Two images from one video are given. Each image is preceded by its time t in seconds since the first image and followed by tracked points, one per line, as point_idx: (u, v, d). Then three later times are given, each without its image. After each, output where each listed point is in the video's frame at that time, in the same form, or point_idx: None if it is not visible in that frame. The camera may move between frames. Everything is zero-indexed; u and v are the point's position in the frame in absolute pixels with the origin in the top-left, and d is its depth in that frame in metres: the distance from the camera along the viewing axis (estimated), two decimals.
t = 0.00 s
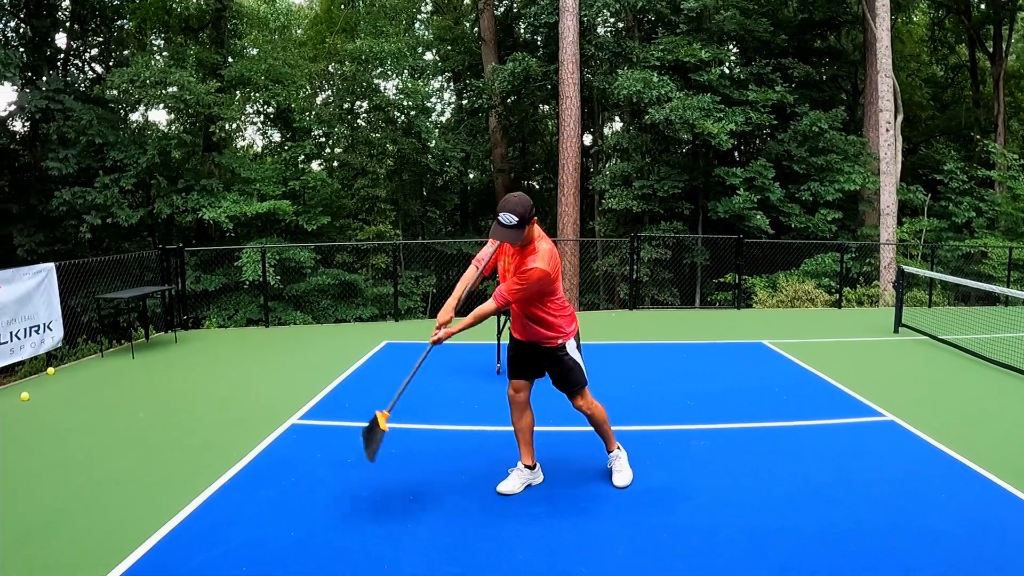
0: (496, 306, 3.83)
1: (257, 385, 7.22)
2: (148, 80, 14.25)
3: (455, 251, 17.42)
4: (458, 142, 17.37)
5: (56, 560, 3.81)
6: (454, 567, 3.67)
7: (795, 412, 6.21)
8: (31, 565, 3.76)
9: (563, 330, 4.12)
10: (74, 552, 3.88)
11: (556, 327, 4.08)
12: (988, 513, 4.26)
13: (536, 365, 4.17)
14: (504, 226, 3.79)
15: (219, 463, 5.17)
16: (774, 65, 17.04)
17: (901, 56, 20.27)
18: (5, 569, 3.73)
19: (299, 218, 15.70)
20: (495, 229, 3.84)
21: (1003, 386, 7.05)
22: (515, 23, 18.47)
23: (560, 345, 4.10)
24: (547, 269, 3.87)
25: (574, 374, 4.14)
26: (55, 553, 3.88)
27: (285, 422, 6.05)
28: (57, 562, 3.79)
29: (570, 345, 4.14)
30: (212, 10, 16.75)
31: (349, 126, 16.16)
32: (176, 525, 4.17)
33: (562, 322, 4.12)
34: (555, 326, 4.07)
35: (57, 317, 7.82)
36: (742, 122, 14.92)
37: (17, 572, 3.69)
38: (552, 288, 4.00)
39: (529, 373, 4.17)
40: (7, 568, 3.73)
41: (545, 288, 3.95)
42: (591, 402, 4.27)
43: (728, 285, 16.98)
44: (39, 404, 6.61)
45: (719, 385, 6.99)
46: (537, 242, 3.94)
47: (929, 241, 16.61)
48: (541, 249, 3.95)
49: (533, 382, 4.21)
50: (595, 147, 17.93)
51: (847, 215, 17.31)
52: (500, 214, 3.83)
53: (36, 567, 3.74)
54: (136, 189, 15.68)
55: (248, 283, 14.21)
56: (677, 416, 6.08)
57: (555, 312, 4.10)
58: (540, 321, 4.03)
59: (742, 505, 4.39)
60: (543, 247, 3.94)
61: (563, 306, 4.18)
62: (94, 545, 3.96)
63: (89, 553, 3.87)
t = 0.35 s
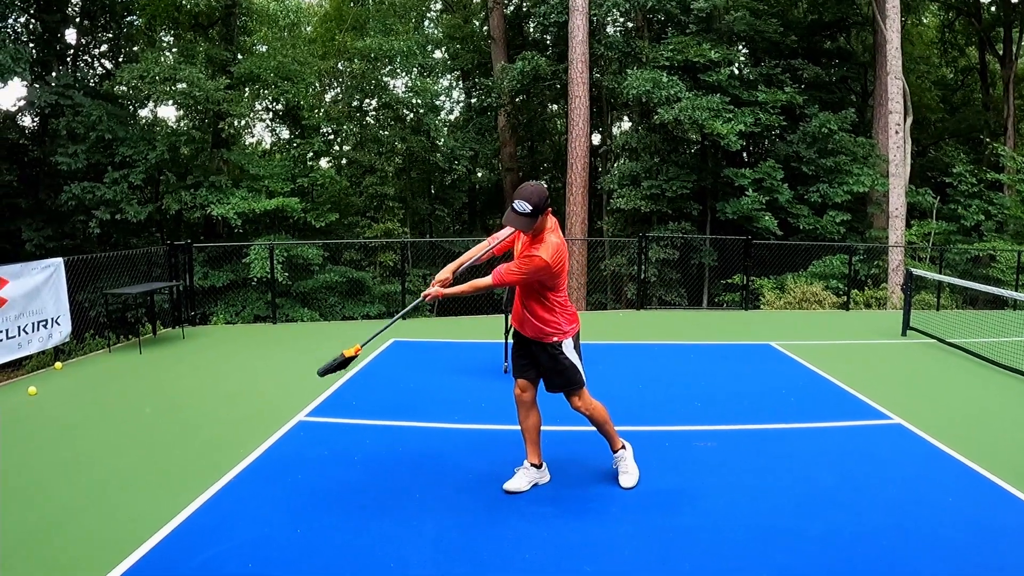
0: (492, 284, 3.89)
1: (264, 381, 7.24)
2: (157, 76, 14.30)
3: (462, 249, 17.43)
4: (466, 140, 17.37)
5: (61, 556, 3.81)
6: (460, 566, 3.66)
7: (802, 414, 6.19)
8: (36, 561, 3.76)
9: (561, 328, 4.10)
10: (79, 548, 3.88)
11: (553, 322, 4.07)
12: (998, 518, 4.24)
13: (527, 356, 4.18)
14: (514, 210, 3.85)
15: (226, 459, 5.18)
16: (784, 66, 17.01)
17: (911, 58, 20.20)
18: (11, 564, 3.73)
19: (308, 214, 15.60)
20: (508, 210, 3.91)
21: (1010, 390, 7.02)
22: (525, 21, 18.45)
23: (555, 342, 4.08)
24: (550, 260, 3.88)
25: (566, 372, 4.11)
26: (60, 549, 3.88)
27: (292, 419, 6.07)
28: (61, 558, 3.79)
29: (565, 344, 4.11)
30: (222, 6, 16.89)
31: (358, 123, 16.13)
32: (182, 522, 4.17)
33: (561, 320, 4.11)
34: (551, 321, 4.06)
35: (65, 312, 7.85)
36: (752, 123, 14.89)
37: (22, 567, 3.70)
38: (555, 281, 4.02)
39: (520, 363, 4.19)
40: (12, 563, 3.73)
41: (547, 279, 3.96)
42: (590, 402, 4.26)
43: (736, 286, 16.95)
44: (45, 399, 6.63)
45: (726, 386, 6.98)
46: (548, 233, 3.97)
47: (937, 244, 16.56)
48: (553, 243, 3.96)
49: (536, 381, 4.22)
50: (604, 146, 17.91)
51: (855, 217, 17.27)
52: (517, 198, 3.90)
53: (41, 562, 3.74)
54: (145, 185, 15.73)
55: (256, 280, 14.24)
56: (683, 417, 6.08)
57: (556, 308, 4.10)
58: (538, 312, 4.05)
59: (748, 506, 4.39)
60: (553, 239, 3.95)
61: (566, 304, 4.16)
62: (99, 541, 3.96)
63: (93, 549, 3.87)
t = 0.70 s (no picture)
0: (527, 293, 3.80)
1: (256, 378, 7.23)
2: (147, 72, 14.24)
3: (454, 245, 17.44)
4: (457, 136, 17.35)
5: (53, 554, 3.80)
6: (453, 562, 3.66)
7: (792, 407, 6.22)
8: (30, 559, 3.75)
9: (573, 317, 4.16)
10: (73, 546, 3.88)
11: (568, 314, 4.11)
12: (988, 510, 4.27)
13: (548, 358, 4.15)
14: (522, 209, 3.77)
15: (218, 455, 5.17)
16: (774, 61, 17.08)
17: (902, 53, 20.26)
18: (5, 562, 3.72)
19: (299, 211, 15.54)
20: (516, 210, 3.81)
21: (999, 382, 7.07)
22: (515, 16, 18.45)
23: (570, 334, 4.11)
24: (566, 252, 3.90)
25: (579, 366, 4.11)
26: (53, 547, 3.87)
27: (284, 414, 6.08)
28: (53, 555, 3.78)
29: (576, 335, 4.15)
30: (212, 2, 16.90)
31: (349, 119, 16.04)
32: (176, 518, 4.17)
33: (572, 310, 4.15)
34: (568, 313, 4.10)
35: (55, 310, 7.81)
36: (743, 118, 14.93)
37: (17, 564, 3.70)
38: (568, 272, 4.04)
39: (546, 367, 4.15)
40: (6, 561, 3.73)
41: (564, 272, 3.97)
42: (595, 393, 4.25)
43: (727, 280, 16.99)
44: (36, 398, 6.59)
45: (718, 380, 7.00)
46: (552, 225, 3.94)
47: (928, 237, 16.64)
48: (558, 231, 3.94)
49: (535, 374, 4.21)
50: (595, 141, 17.93)
51: (846, 211, 17.33)
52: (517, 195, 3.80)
53: (35, 560, 3.74)
54: (135, 182, 15.66)
55: (247, 276, 14.21)
56: (674, 411, 6.09)
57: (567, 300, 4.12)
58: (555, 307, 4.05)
59: (740, 500, 4.40)
60: (560, 229, 3.93)
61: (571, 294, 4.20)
62: (92, 539, 3.95)
63: (88, 547, 3.86)
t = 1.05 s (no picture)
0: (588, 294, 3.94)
1: (253, 383, 7.25)
2: (136, 80, 14.23)
3: (447, 246, 17.45)
4: (449, 137, 17.34)
5: (52, 561, 3.81)
6: (451, 562, 3.67)
7: (789, 401, 6.23)
8: (31, 566, 3.77)
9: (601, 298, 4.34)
10: (74, 552, 3.89)
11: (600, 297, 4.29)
12: (986, 501, 4.28)
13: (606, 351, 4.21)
14: (543, 223, 3.79)
15: (215, 461, 5.19)
16: (764, 56, 17.11)
17: (891, 45, 20.30)
18: (6, 570, 3.74)
19: (291, 215, 15.58)
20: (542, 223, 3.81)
21: (995, 373, 7.08)
22: (504, 17, 18.45)
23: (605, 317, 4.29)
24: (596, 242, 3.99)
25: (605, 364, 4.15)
26: (54, 553, 3.89)
27: (281, 418, 6.08)
28: (53, 562, 3.79)
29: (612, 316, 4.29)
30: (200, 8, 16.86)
31: (339, 123, 16.16)
32: (175, 523, 4.19)
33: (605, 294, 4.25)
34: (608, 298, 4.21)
35: (50, 320, 7.80)
36: (734, 114, 14.95)
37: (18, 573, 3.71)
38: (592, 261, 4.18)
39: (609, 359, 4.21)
40: (8, 569, 3.74)
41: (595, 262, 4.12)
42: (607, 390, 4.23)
43: (721, 276, 17.01)
44: (32, 407, 6.60)
45: (714, 376, 7.00)
46: (569, 224, 3.98)
47: (921, 230, 16.68)
48: (577, 227, 4.00)
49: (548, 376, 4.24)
50: (587, 140, 17.94)
51: (839, 205, 17.37)
52: (534, 211, 3.80)
53: (35, 567, 3.75)
54: (127, 190, 15.64)
55: (241, 282, 14.20)
56: (671, 407, 6.10)
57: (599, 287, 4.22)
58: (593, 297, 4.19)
59: (737, 495, 4.41)
60: (578, 224, 3.99)
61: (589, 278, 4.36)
62: (92, 545, 3.97)
63: (88, 553, 3.88)
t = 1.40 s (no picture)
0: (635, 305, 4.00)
1: (253, 381, 7.23)
2: (140, 77, 14.25)
3: (450, 245, 17.46)
4: (452, 136, 17.38)
5: (53, 559, 3.81)
6: (452, 560, 3.67)
7: (791, 402, 6.23)
8: (33, 563, 3.76)
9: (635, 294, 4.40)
10: (75, 550, 3.89)
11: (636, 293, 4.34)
12: (987, 502, 4.27)
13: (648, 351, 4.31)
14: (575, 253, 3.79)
15: (216, 459, 5.18)
16: (768, 56, 17.08)
17: (895, 46, 20.27)
18: (8, 567, 3.74)
19: (294, 213, 15.52)
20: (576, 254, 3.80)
21: (997, 374, 7.07)
22: (508, 15, 18.43)
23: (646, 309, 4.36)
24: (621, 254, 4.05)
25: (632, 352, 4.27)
26: (56, 551, 3.89)
27: (283, 417, 6.08)
28: (55, 560, 3.79)
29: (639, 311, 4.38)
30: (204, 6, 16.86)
31: (343, 121, 16.12)
32: (176, 521, 4.19)
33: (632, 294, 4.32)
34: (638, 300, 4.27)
35: (52, 317, 7.81)
36: (737, 113, 14.94)
37: (20, 570, 3.71)
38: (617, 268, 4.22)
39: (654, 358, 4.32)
40: (10, 566, 3.74)
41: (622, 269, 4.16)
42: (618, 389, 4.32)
43: (724, 276, 17.00)
44: (33, 405, 6.59)
45: (717, 376, 7.00)
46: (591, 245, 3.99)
47: (924, 230, 16.67)
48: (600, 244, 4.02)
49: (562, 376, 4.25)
50: (590, 139, 17.93)
51: (842, 205, 17.36)
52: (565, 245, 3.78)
53: (37, 565, 3.75)
54: (130, 187, 15.65)
55: (243, 279, 14.21)
56: (673, 407, 6.09)
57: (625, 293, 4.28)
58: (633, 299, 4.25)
59: (738, 494, 4.41)
60: (601, 242, 4.02)
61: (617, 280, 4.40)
62: (94, 542, 3.97)
63: (90, 550, 3.88)
